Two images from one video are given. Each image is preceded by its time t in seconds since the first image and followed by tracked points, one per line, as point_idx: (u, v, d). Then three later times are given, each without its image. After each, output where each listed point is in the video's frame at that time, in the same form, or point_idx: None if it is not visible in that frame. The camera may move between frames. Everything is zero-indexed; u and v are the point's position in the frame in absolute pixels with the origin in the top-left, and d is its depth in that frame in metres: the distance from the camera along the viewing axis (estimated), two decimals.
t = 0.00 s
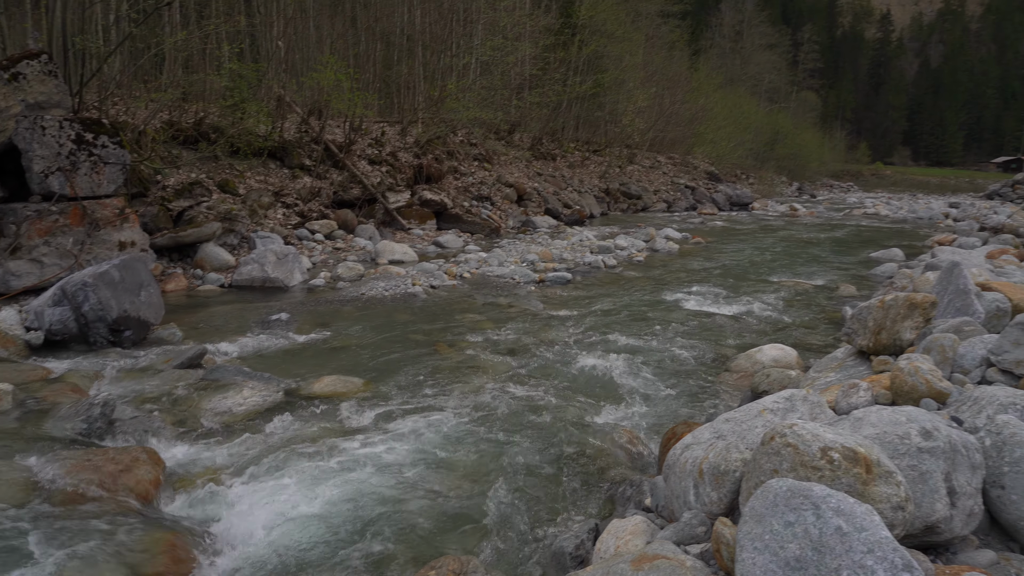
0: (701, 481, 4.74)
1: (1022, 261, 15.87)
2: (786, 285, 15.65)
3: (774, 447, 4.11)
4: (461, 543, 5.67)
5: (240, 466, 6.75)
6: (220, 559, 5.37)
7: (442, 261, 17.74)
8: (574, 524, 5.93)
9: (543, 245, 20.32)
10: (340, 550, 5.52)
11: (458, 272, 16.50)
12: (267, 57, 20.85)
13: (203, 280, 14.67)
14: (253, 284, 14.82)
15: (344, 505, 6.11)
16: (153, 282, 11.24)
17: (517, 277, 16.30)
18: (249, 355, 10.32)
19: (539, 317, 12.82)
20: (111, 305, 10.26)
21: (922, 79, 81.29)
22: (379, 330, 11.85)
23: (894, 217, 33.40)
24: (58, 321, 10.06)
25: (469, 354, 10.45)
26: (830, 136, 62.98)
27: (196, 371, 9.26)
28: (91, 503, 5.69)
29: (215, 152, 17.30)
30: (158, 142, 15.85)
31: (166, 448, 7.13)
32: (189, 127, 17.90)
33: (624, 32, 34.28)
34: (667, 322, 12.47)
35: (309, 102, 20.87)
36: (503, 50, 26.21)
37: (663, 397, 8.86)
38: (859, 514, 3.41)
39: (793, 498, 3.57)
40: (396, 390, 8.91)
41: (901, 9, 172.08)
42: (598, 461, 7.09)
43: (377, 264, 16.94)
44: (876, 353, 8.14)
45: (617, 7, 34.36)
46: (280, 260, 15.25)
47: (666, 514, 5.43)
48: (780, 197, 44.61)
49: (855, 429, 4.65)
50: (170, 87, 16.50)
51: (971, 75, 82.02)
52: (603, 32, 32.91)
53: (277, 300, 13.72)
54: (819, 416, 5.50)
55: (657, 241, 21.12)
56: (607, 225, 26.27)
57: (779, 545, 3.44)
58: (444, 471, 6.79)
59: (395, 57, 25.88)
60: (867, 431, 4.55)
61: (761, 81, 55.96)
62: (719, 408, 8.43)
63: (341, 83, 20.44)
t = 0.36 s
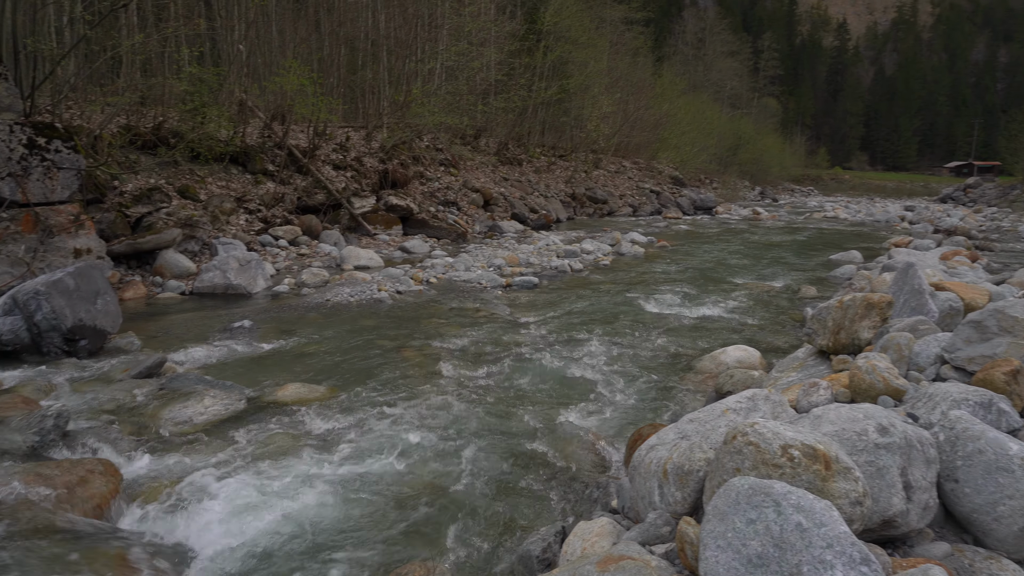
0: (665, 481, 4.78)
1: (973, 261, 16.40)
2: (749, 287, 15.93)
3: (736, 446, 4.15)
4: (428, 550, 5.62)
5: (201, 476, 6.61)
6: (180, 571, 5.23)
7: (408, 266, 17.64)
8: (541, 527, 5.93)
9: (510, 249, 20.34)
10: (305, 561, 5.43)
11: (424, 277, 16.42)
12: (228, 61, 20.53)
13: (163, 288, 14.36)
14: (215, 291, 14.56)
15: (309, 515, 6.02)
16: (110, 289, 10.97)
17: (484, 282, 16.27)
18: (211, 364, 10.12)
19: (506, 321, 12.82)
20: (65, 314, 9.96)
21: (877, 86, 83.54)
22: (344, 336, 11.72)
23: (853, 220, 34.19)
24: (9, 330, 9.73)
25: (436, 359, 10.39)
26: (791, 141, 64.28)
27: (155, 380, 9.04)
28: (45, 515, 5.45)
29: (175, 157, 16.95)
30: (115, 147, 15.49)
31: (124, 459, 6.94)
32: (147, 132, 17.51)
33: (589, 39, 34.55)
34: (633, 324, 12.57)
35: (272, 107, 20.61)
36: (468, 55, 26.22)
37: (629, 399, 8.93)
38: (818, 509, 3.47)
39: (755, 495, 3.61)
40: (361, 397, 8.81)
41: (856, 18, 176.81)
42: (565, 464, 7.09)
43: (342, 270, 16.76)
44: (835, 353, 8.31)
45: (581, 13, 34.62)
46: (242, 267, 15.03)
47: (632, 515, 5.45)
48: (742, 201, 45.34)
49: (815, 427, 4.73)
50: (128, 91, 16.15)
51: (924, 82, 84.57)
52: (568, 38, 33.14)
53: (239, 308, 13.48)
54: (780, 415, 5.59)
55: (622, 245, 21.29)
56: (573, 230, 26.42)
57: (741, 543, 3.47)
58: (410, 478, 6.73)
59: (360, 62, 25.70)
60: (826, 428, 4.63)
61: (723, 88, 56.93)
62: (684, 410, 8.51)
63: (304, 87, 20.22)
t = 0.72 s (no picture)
0: (628, 478, 4.81)
1: (927, 258, 16.85)
2: (712, 285, 16.14)
3: (697, 442, 4.19)
4: (394, 553, 5.58)
5: (160, 483, 6.46)
6: None
7: (374, 267, 17.50)
8: (506, 527, 5.93)
9: (476, 250, 20.30)
10: (269, 568, 5.36)
11: (390, 278, 16.31)
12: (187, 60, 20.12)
13: (120, 291, 14.02)
14: (175, 294, 14.27)
15: (273, 521, 5.93)
16: (64, 293, 10.68)
17: (450, 283, 16.22)
18: (171, 368, 9.91)
19: (472, 321, 12.80)
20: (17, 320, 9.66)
21: (836, 88, 85.43)
22: (309, 338, 11.57)
23: (814, 219, 34.88)
24: None
25: (402, 361, 10.33)
26: (753, 141, 65.35)
27: (112, 386, 8.82)
28: None
29: (132, 157, 16.53)
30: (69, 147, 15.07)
31: (80, 467, 6.75)
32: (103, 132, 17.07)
33: (554, 39, 34.68)
34: (599, 324, 12.65)
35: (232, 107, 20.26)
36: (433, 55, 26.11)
37: (595, 397, 8.99)
38: (777, 502, 3.52)
39: (716, 490, 3.65)
40: (325, 399, 8.70)
41: (815, 21, 181.15)
42: (532, 464, 7.09)
43: (306, 272, 16.55)
44: (795, 349, 8.47)
45: (546, 14, 34.73)
46: (204, 270, 14.77)
47: (597, 513, 5.48)
48: (706, 200, 45.97)
49: (774, 421, 4.81)
50: (82, 90, 15.71)
51: (880, 84, 86.75)
52: (533, 39, 33.18)
53: (200, 311, 13.23)
54: (741, 411, 5.67)
55: (588, 245, 21.42)
56: (539, 230, 26.50)
57: (703, 538, 3.51)
58: (376, 482, 6.67)
59: (323, 62, 25.41)
60: (785, 423, 4.70)
61: (687, 89, 57.66)
62: (650, 407, 8.59)
63: (266, 87, 19.92)
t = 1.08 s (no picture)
0: (594, 474, 4.83)
1: (886, 255, 17.24)
2: (678, 283, 16.30)
3: (661, 437, 4.22)
4: (361, 556, 5.53)
5: (120, 489, 6.31)
6: None
7: (340, 268, 17.30)
8: (475, 526, 5.91)
9: (443, 250, 20.21)
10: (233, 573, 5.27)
11: (356, 278, 16.15)
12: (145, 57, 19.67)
13: (76, 294, 13.65)
14: (134, 296, 13.96)
15: (237, 526, 5.83)
16: (17, 296, 10.37)
17: (417, 283, 16.12)
18: (130, 372, 9.68)
19: (440, 321, 12.73)
20: None
21: (796, 89, 87.01)
22: (273, 340, 11.40)
23: (777, 217, 35.46)
24: None
25: (369, 362, 10.23)
26: (717, 141, 66.26)
27: (68, 391, 8.58)
28: None
29: (88, 157, 16.08)
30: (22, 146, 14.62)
31: (35, 475, 6.55)
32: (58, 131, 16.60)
33: (519, 39, 34.67)
34: (567, 322, 12.68)
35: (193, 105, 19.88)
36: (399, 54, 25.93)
37: (563, 395, 9.00)
38: (739, 495, 3.56)
39: (679, 484, 3.67)
40: (290, 402, 8.58)
41: (776, 23, 184.54)
42: (500, 463, 7.08)
43: (270, 273, 16.29)
44: (758, 345, 8.59)
45: (512, 14, 34.76)
46: (164, 271, 14.47)
47: (564, 510, 5.50)
48: (672, 200, 46.45)
49: (736, 415, 4.87)
50: (35, 87, 15.25)
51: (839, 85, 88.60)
52: (498, 39, 33.15)
53: (161, 313, 12.95)
54: (705, 406, 5.73)
55: (555, 244, 21.48)
56: (507, 229, 26.49)
57: (667, 532, 3.53)
58: (342, 484, 6.60)
59: (286, 60, 25.07)
60: (748, 417, 4.76)
61: (653, 89, 58.16)
62: (617, 404, 8.64)
63: (227, 85, 19.58)
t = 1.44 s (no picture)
0: (564, 470, 4.82)
1: (848, 251, 17.57)
2: (647, 281, 16.40)
3: (630, 432, 4.23)
4: (331, 557, 5.46)
5: (80, 495, 6.15)
6: None
7: (307, 267, 17.08)
8: (445, 525, 5.88)
9: (412, 249, 20.08)
10: None
11: (324, 278, 15.96)
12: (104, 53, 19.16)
13: (33, 296, 13.27)
14: (95, 298, 13.63)
15: (204, 530, 5.73)
16: None
17: (386, 282, 15.99)
18: (90, 375, 9.43)
19: (409, 321, 12.63)
20: None
21: (761, 88, 88.30)
22: (239, 341, 11.21)
23: (743, 215, 35.91)
24: None
25: (337, 362, 10.11)
26: (684, 140, 66.92)
27: (25, 395, 8.33)
28: None
29: (46, 155, 15.60)
30: None
31: None
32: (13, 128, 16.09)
33: (488, 38, 34.56)
34: (536, 321, 12.67)
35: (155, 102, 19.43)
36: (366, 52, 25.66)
37: (533, 393, 9.00)
38: (707, 487, 3.59)
39: (648, 478, 3.69)
40: (257, 404, 8.44)
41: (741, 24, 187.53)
42: (471, 462, 7.05)
43: (235, 274, 16.01)
44: (726, 340, 8.69)
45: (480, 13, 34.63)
46: (126, 272, 14.15)
47: (535, 507, 5.50)
48: (640, 199, 46.79)
49: (704, 409, 4.92)
50: None
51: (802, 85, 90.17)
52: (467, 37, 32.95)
53: (122, 315, 12.65)
54: (672, 400, 5.78)
55: (525, 243, 21.48)
56: (476, 228, 26.42)
57: (636, 525, 3.55)
58: (311, 486, 6.52)
59: (251, 57, 24.65)
60: (715, 410, 4.81)
61: (620, 89, 58.53)
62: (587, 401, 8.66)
63: (191, 83, 19.18)
